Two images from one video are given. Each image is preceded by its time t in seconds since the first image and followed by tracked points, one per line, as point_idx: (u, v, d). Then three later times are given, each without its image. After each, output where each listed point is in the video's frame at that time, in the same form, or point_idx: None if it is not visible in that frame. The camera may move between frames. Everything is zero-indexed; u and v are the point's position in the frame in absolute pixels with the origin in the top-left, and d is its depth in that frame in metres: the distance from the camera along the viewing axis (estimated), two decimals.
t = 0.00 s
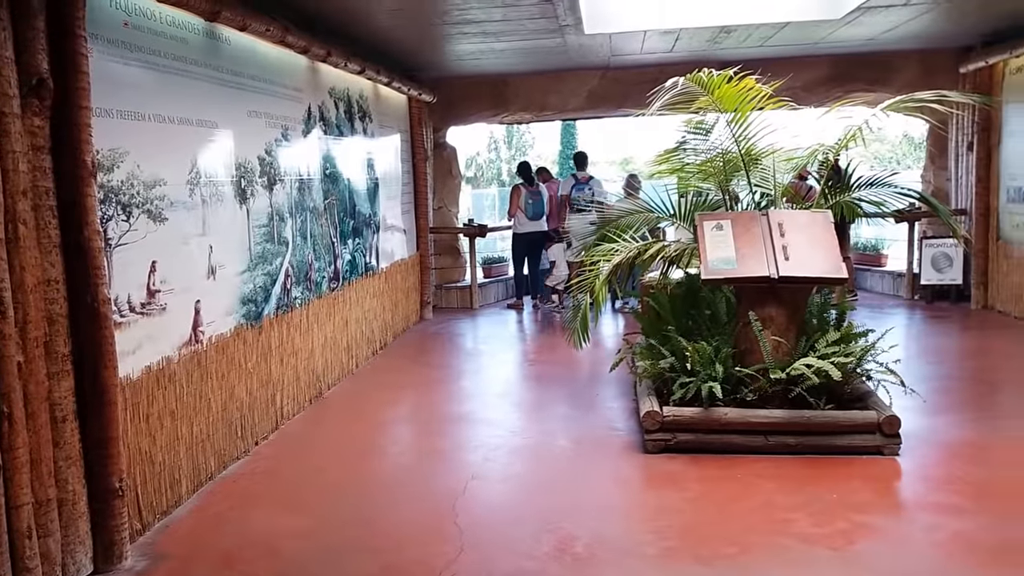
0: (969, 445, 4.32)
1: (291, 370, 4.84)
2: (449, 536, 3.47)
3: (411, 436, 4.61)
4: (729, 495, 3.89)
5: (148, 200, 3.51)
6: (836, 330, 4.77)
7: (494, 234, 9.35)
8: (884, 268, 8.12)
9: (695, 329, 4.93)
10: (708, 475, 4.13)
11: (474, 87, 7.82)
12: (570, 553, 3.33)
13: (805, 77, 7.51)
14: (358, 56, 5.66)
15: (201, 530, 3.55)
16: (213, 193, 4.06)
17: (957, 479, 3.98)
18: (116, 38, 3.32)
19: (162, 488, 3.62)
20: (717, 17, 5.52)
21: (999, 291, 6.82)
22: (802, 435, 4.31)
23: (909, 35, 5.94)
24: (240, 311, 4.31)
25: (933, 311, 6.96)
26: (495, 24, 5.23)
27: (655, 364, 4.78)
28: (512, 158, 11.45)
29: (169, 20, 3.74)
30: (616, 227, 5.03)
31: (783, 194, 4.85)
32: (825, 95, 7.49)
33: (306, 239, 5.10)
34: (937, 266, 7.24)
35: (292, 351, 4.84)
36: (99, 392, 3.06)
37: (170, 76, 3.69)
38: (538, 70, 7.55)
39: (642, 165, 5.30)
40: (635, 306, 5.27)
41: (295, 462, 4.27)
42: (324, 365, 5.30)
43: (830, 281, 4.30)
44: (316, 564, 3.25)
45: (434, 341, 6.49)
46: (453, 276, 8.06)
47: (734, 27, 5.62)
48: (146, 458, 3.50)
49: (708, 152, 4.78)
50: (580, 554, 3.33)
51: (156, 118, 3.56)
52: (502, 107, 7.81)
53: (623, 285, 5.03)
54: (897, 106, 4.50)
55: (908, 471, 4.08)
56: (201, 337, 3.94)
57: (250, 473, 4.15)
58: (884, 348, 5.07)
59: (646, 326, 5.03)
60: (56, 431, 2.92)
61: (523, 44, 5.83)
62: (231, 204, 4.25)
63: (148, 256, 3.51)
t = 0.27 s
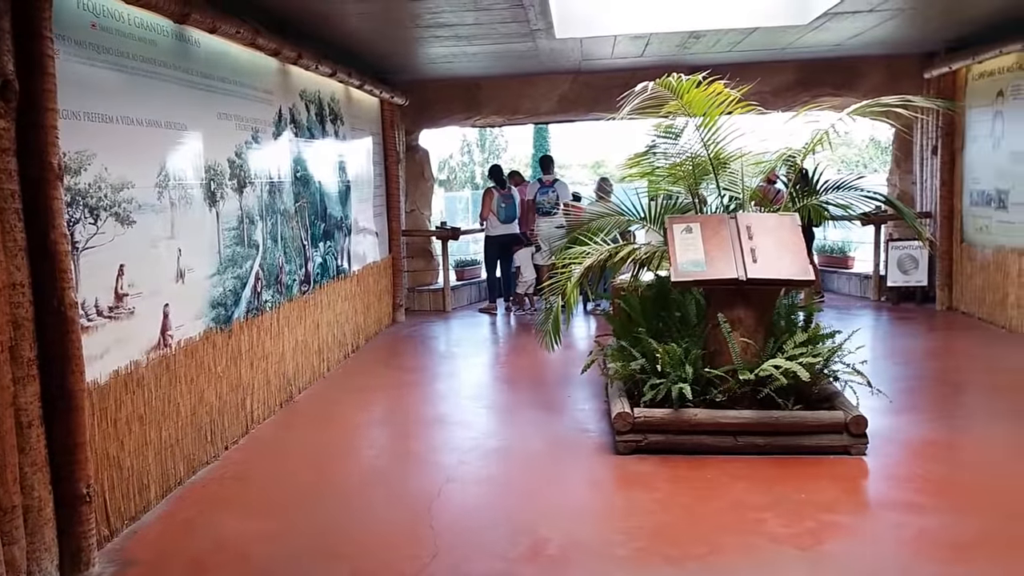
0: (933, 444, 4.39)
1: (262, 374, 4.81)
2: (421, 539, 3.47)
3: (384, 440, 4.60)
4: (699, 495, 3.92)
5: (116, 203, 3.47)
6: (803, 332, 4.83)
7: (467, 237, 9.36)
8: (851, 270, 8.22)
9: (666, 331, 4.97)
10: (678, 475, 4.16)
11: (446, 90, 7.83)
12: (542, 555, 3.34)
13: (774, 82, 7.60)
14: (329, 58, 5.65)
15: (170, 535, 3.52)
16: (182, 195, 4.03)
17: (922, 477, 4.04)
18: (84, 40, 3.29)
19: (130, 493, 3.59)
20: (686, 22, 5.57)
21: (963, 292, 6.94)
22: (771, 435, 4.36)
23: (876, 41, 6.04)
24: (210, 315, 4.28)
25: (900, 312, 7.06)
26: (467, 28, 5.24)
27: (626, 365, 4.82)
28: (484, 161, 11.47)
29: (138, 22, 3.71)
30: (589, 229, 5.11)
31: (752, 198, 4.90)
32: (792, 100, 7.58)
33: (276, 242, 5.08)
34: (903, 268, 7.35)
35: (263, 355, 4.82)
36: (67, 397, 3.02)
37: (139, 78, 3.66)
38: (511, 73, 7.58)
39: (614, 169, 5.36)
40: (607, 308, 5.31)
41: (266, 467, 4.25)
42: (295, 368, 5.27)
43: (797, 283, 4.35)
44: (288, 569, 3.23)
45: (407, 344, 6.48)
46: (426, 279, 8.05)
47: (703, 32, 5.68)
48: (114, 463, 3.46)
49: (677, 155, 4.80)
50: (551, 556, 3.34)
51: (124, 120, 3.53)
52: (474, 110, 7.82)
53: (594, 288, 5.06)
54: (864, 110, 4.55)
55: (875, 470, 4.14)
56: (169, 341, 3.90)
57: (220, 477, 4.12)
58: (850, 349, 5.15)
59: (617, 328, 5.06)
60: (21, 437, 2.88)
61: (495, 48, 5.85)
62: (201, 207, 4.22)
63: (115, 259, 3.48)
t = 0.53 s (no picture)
0: (898, 443, 4.47)
1: (231, 378, 4.78)
2: (392, 543, 3.47)
3: (354, 444, 4.59)
4: (668, 496, 3.96)
5: (82, 206, 3.43)
6: (771, 333, 4.89)
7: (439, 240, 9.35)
8: (817, 272, 8.33)
9: (636, 332, 5.01)
10: (648, 476, 4.19)
11: (417, 93, 7.82)
12: (513, 557, 3.35)
13: (741, 87, 7.68)
14: (298, 60, 5.62)
15: (137, 542, 3.48)
16: (149, 198, 3.99)
17: (887, 476, 4.11)
18: (49, 41, 3.26)
19: (97, 500, 3.54)
20: (655, 27, 5.63)
21: (927, 294, 7.07)
22: (739, 435, 4.41)
23: (841, 47, 6.13)
24: (178, 319, 4.24)
25: (866, 314, 7.18)
26: (438, 31, 5.25)
27: (596, 367, 4.86)
28: (457, 164, 11.48)
29: (105, 23, 3.67)
30: (560, 232, 5.14)
31: (720, 202, 4.97)
32: (760, 105, 7.67)
33: (246, 245, 5.05)
34: (869, 270, 7.46)
35: (232, 359, 4.78)
36: (31, 403, 2.97)
37: (105, 80, 3.63)
38: (482, 77, 7.59)
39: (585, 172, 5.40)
40: (578, 310, 5.33)
41: (236, 472, 4.22)
42: (265, 373, 5.24)
43: (764, 283, 4.46)
44: None
45: (378, 347, 6.46)
46: (398, 282, 8.02)
47: (672, 37, 5.73)
48: (80, 470, 3.41)
49: (647, 159, 4.89)
50: (522, 558, 3.35)
51: (90, 122, 3.49)
52: (446, 113, 7.81)
53: (565, 290, 5.09)
54: (830, 115, 4.62)
55: (841, 469, 4.21)
56: (137, 345, 3.86)
57: (189, 483, 4.08)
58: (817, 350, 5.22)
59: (589, 330, 5.10)
60: None
61: (466, 51, 5.85)
62: (168, 210, 4.18)
63: (81, 262, 3.43)
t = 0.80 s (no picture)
0: (862, 443, 4.54)
1: (198, 383, 4.74)
2: (362, 547, 3.46)
3: (324, 448, 4.57)
4: (637, 497, 3.99)
5: (46, 208, 3.38)
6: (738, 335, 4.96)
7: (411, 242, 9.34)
8: (784, 275, 8.43)
9: (606, 334, 5.05)
10: (617, 478, 4.22)
11: (388, 96, 7.81)
12: (483, 560, 3.36)
13: (708, 92, 7.75)
14: (267, 62, 5.59)
15: (103, 549, 3.44)
16: (115, 201, 3.95)
17: (851, 476, 4.18)
18: (12, 42, 3.21)
19: (61, 507, 3.50)
20: (624, 32, 5.68)
21: (891, 296, 7.20)
22: (707, 436, 4.46)
23: (806, 53, 6.22)
24: (145, 323, 4.20)
25: (833, 316, 7.28)
26: (409, 34, 5.25)
27: (567, 370, 4.90)
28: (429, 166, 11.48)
29: (70, 24, 3.63)
30: (532, 235, 5.20)
31: (688, 204, 5.08)
32: (727, 110, 7.75)
33: (214, 248, 5.01)
34: (834, 273, 7.56)
35: (199, 363, 4.74)
36: None
37: (70, 81, 3.58)
38: (453, 80, 7.60)
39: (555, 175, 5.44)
40: (548, 313, 5.36)
41: (204, 477, 4.18)
42: (233, 377, 5.20)
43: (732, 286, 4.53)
44: None
45: (349, 351, 6.44)
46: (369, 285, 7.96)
47: (641, 42, 5.78)
48: (43, 476, 3.37)
49: (616, 163, 4.97)
50: (492, 561, 3.36)
51: (55, 124, 3.45)
52: (417, 116, 7.81)
53: (536, 292, 5.12)
54: (795, 120, 4.69)
55: (807, 469, 4.27)
56: (102, 350, 3.82)
57: (155, 489, 4.04)
58: (783, 352, 5.29)
59: (559, 333, 5.14)
60: None
61: (436, 55, 5.86)
62: (135, 213, 4.14)
63: (45, 266, 3.39)
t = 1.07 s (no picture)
0: (827, 443, 4.61)
1: (164, 388, 4.69)
2: (331, 552, 3.45)
3: (292, 453, 4.55)
4: (605, 499, 4.01)
5: (7, 212, 3.33)
6: (705, 337, 5.00)
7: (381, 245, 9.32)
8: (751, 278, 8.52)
9: (575, 337, 5.06)
10: (585, 480, 4.24)
11: (358, 98, 7.78)
12: (452, 564, 3.36)
13: (676, 97, 7.82)
14: (234, 64, 5.55)
15: (66, 556, 3.40)
16: (79, 204, 3.90)
17: (816, 475, 4.24)
18: None
19: (23, 514, 3.44)
20: (592, 37, 5.71)
21: (855, 298, 7.30)
22: (675, 437, 4.51)
23: (773, 58, 6.29)
24: (109, 327, 4.16)
25: (800, 318, 7.37)
26: (378, 37, 5.24)
27: (536, 372, 4.92)
28: (400, 169, 11.46)
29: (33, 24, 3.58)
30: (502, 238, 5.24)
31: (656, 208, 5.15)
32: (695, 114, 7.81)
33: (180, 251, 4.97)
34: (799, 275, 7.62)
35: (165, 368, 4.69)
36: None
37: (34, 82, 3.53)
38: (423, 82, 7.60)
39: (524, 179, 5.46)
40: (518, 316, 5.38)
41: (170, 483, 4.14)
42: (199, 382, 5.15)
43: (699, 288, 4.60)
44: None
45: (317, 354, 6.41)
46: (338, 289, 7.92)
47: (610, 47, 5.82)
48: (5, 483, 3.31)
49: (585, 166, 5.01)
50: (461, 564, 3.36)
51: (17, 126, 3.40)
52: (387, 118, 7.79)
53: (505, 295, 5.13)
54: (760, 125, 4.80)
55: (773, 469, 4.33)
56: (66, 355, 3.77)
57: (120, 495, 3.99)
58: (749, 354, 5.35)
59: (529, 336, 5.16)
60: None
61: (406, 57, 5.85)
62: (99, 215, 4.09)
63: (7, 270, 3.34)
